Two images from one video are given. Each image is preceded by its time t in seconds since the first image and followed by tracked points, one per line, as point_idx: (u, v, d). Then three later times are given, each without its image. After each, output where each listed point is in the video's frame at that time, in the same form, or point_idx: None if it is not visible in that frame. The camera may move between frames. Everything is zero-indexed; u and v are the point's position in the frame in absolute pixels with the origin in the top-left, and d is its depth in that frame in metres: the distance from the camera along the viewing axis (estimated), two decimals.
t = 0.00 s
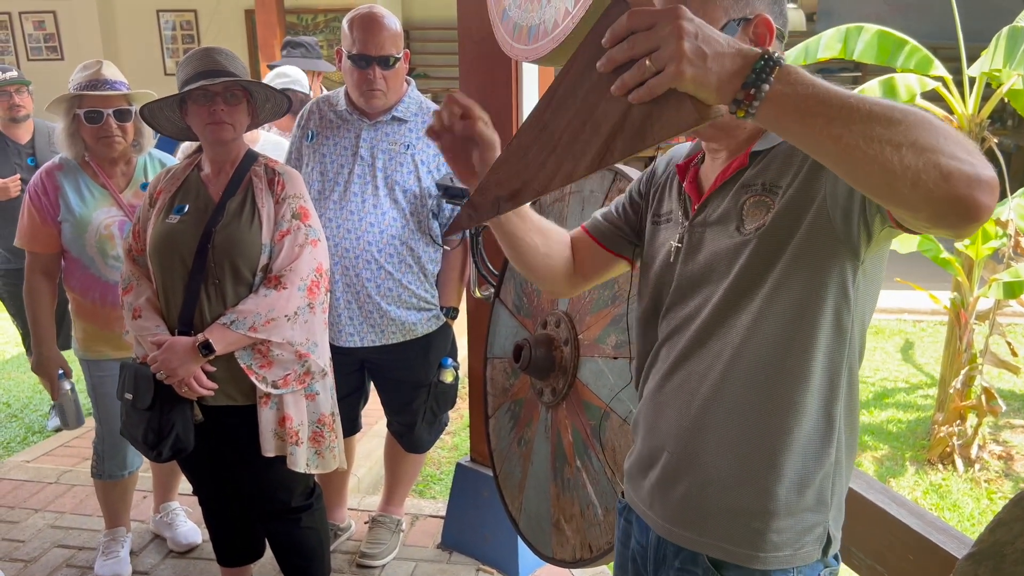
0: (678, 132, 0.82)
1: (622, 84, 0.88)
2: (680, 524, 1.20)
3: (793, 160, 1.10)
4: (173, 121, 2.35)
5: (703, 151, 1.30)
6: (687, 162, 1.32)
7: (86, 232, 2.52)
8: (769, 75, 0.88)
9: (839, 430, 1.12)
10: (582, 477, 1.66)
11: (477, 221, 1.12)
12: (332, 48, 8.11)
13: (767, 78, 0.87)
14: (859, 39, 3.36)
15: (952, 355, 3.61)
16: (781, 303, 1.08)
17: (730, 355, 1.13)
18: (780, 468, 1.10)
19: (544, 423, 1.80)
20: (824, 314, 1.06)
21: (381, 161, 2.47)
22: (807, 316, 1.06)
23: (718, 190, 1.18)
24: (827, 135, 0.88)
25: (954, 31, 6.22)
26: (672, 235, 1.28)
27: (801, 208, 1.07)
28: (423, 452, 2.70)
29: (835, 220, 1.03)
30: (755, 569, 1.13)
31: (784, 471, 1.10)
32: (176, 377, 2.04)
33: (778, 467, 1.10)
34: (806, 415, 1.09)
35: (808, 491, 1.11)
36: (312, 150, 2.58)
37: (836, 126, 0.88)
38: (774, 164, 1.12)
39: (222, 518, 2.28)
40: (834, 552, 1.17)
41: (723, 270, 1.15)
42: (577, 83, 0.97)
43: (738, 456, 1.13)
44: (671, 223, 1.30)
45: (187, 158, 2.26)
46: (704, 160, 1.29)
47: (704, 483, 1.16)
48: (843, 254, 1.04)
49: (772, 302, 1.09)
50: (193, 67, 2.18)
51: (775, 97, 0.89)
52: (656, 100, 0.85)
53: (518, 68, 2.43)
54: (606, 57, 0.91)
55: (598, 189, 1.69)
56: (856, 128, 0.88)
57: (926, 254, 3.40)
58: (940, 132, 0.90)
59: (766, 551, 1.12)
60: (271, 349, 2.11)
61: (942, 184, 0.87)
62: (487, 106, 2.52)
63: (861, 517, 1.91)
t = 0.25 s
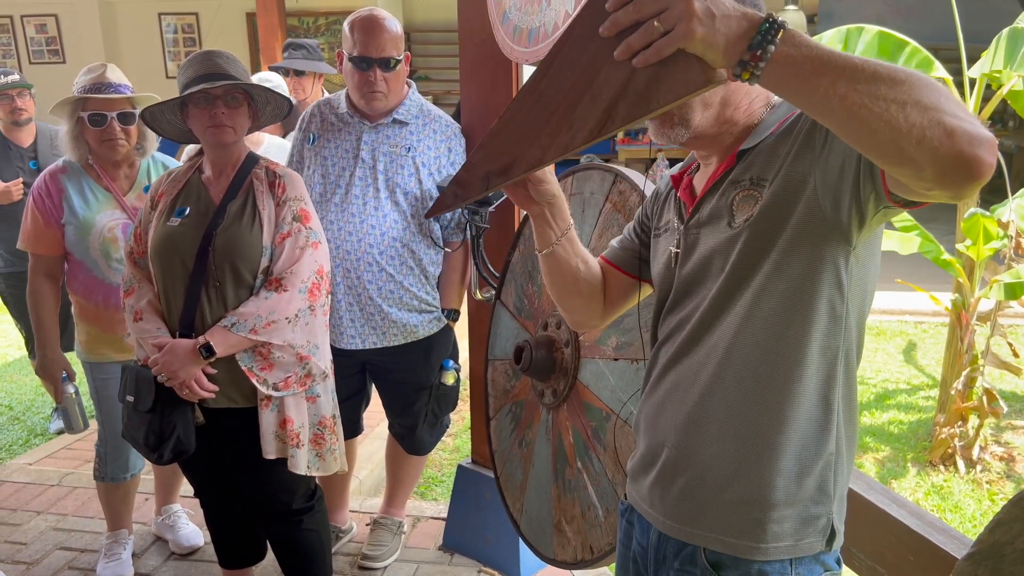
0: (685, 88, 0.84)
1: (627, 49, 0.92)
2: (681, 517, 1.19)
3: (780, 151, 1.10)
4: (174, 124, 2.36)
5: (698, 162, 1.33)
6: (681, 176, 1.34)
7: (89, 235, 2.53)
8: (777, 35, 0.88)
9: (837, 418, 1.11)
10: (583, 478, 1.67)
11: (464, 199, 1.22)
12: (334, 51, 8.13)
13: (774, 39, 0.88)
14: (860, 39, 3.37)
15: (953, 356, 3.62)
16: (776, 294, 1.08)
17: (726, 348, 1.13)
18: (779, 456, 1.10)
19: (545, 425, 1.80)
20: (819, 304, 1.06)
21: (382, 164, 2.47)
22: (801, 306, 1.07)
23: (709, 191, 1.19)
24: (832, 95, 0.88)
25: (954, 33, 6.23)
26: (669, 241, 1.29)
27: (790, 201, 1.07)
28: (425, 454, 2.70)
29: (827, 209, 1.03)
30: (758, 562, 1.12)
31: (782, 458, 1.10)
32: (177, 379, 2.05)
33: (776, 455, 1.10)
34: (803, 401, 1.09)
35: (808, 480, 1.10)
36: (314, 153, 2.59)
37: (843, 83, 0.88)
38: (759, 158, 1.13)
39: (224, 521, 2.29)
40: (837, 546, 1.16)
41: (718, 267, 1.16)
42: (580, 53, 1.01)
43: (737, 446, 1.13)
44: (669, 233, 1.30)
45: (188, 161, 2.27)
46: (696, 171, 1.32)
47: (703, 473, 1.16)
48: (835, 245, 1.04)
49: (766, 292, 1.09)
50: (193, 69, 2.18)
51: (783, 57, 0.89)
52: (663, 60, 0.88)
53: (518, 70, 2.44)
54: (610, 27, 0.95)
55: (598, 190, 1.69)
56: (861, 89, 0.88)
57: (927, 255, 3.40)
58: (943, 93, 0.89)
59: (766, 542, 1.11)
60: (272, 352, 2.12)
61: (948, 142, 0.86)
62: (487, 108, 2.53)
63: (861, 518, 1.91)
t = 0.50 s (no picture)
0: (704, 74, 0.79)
1: (644, 33, 0.87)
2: (690, 516, 1.19)
3: (776, 151, 1.11)
4: (175, 126, 2.37)
5: (689, 168, 1.34)
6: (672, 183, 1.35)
7: (90, 237, 2.54)
8: (794, 22, 0.87)
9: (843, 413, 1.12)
10: (583, 479, 1.67)
11: (473, 185, 1.15)
12: (335, 53, 8.15)
13: (792, 26, 0.87)
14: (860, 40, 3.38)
15: (953, 356, 3.62)
16: (780, 293, 1.09)
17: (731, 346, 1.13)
18: (788, 452, 1.10)
19: (545, 426, 1.81)
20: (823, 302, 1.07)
21: (382, 166, 2.48)
22: (806, 304, 1.07)
23: (704, 196, 1.20)
24: (850, 81, 0.88)
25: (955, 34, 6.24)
26: (666, 246, 1.29)
27: (788, 201, 1.08)
28: (426, 455, 2.71)
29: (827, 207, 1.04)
30: (768, 558, 1.12)
31: (790, 454, 1.10)
32: (179, 380, 2.05)
33: (784, 451, 1.10)
34: (811, 397, 1.09)
35: (815, 475, 1.11)
36: (314, 154, 2.59)
37: (862, 68, 0.88)
38: (754, 159, 1.14)
39: (225, 522, 2.29)
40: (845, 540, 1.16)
41: (720, 268, 1.16)
42: (595, 35, 0.95)
43: (744, 443, 1.13)
44: (665, 239, 1.31)
45: (189, 163, 2.27)
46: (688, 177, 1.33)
47: (710, 471, 1.16)
48: (836, 242, 1.05)
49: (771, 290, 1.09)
50: (194, 71, 2.19)
51: (802, 43, 0.88)
52: (683, 44, 0.83)
53: (518, 71, 2.45)
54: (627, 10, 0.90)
55: (598, 192, 1.70)
56: (878, 76, 0.88)
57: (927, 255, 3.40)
58: (955, 80, 0.90)
59: (776, 539, 1.11)
60: (273, 353, 2.12)
61: (966, 125, 0.86)
62: (487, 110, 2.54)
63: (861, 518, 1.92)
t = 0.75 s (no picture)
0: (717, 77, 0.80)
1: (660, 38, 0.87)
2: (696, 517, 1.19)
3: (773, 155, 1.12)
4: (176, 127, 2.37)
5: (681, 167, 1.34)
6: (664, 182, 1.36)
7: (91, 237, 2.54)
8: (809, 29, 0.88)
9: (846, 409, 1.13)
10: (583, 478, 1.67)
11: (477, 186, 1.11)
12: (335, 53, 8.15)
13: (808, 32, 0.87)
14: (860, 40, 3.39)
15: (953, 356, 3.62)
16: (785, 292, 1.09)
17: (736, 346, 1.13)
18: (795, 450, 1.11)
19: (545, 425, 1.81)
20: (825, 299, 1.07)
21: (382, 166, 2.48)
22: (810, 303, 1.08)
23: (701, 197, 1.20)
24: (868, 86, 0.88)
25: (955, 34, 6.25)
26: (662, 247, 1.30)
27: (787, 201, 1.09)
28: (426, 455, 2.71)
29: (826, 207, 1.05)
30: (774, 555, 1.13)
31: (797, 453, 1.11)
32: (181, 380, 2.06)
33: (792, 449, 1.11)
34: (816, 396, 1.10)
35: (819, 473, 1.12)
36: (315, 155, 2.60)
37: (877, 73, 0.89)
38: (752, 160, 1.14)
39: (227, 523, 2.30)
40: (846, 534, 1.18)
41: (721, 269, 1.16)
42: (609, 39, 0.96)
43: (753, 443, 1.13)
44: (659, 239, 1.32)
45: (190, 163, 2.28)
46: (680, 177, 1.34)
47: (716, 471, 1.16)
48: (838, 243, 1.07)
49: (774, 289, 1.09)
50: (195, 72, 2.19)
51: (818, 48, 0.89)
52: (699, 49, 0.84)
53: (518, 71, 2.45)
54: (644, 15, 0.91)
55: (598, 191, 1.70)
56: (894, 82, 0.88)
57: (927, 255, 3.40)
58: (966, 84, 0.91)
59: (782, 536, 1.12)
60: (274, 353, 2.13)
61: (981, 131, 0.88)
62: (487, 110, 2.54)
63: (860, 517, 1.92)
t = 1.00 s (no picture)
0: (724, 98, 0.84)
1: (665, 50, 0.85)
2: (692, 516, 1.19)
3: (773, 157, 1.12)
4: (176, 126, 2.37)
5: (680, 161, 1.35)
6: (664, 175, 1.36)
7: (91, 237, 2.54)
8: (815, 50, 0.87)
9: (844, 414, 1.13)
10: (583, 476, 1.67)
11: (473, 192, 1.08)
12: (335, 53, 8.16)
13: (815, 53, 0.86)
14: (860, 39, 3.40)
15: (953, 355, 3.62)
16: (784, 298, 1.09)
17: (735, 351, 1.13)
18: (792, 456, 1.11)
19: (546, 424, 1.81)
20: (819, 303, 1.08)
21: (382, 165, 2.48)
22: (809, 309, 1.08)
23: (700, 195, 1.21)
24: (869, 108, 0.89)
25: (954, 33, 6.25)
26: (658, 241, 1.30)
27: (786, 203, 1.09)
28: (427, 454, 2.71)
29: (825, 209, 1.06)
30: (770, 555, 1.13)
31: (794, 459, 1.11)
32: (182, 379, 2.06)
33: (787, 454, 1.11)
34: (813, 402, 1.10)
35: (815, 476, 1.12)
36: (315, 154, 2.60)
37: (884, 96, 0.88)
38: (751, 161, 1.15)
39: (228, 522, 2.30)
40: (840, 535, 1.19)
41: (718, 270, 1.16)
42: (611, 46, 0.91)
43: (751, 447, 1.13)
44: (657, 235, 1.32)
45: (191, 162, 2.28)
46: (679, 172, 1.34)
47: (713, 473, 1.16)
48: (838, 249, 1.07)
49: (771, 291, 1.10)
50: (196, 72, 2.20)
51: (825, 69, 0.88)
52: (704, 64, 0.84)
53: (518, 71, 2.45)
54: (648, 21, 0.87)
55: (598, 190, 1.71)
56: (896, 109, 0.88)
57: (927, 254, 3.40)
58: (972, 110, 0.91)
59: (776, 539, 1.12)
60: (275, 352, 2.13)
61: (985, 158, 0.88)
62: (487, 109, 2.54)
63: (860, 515, 1.92)
